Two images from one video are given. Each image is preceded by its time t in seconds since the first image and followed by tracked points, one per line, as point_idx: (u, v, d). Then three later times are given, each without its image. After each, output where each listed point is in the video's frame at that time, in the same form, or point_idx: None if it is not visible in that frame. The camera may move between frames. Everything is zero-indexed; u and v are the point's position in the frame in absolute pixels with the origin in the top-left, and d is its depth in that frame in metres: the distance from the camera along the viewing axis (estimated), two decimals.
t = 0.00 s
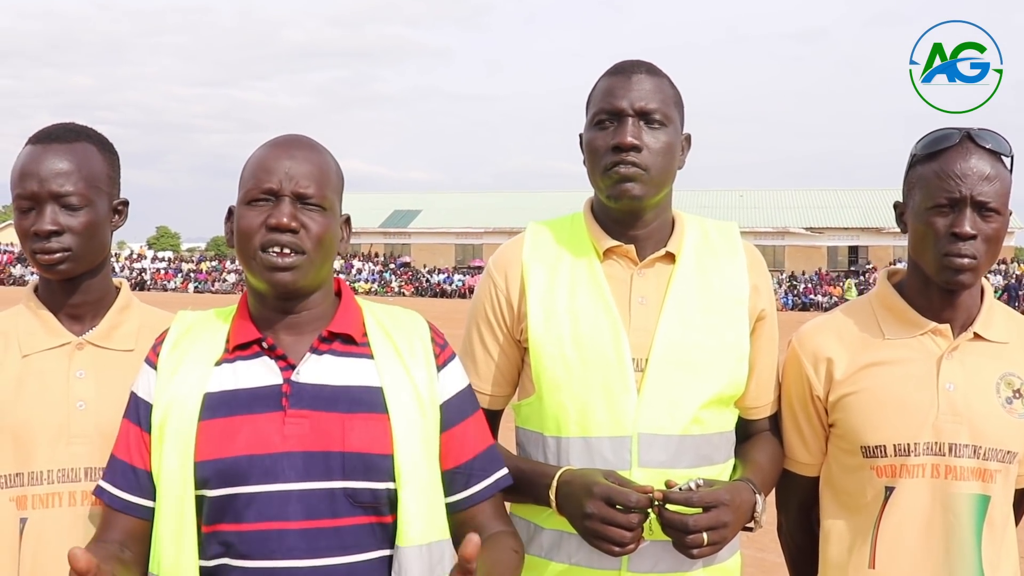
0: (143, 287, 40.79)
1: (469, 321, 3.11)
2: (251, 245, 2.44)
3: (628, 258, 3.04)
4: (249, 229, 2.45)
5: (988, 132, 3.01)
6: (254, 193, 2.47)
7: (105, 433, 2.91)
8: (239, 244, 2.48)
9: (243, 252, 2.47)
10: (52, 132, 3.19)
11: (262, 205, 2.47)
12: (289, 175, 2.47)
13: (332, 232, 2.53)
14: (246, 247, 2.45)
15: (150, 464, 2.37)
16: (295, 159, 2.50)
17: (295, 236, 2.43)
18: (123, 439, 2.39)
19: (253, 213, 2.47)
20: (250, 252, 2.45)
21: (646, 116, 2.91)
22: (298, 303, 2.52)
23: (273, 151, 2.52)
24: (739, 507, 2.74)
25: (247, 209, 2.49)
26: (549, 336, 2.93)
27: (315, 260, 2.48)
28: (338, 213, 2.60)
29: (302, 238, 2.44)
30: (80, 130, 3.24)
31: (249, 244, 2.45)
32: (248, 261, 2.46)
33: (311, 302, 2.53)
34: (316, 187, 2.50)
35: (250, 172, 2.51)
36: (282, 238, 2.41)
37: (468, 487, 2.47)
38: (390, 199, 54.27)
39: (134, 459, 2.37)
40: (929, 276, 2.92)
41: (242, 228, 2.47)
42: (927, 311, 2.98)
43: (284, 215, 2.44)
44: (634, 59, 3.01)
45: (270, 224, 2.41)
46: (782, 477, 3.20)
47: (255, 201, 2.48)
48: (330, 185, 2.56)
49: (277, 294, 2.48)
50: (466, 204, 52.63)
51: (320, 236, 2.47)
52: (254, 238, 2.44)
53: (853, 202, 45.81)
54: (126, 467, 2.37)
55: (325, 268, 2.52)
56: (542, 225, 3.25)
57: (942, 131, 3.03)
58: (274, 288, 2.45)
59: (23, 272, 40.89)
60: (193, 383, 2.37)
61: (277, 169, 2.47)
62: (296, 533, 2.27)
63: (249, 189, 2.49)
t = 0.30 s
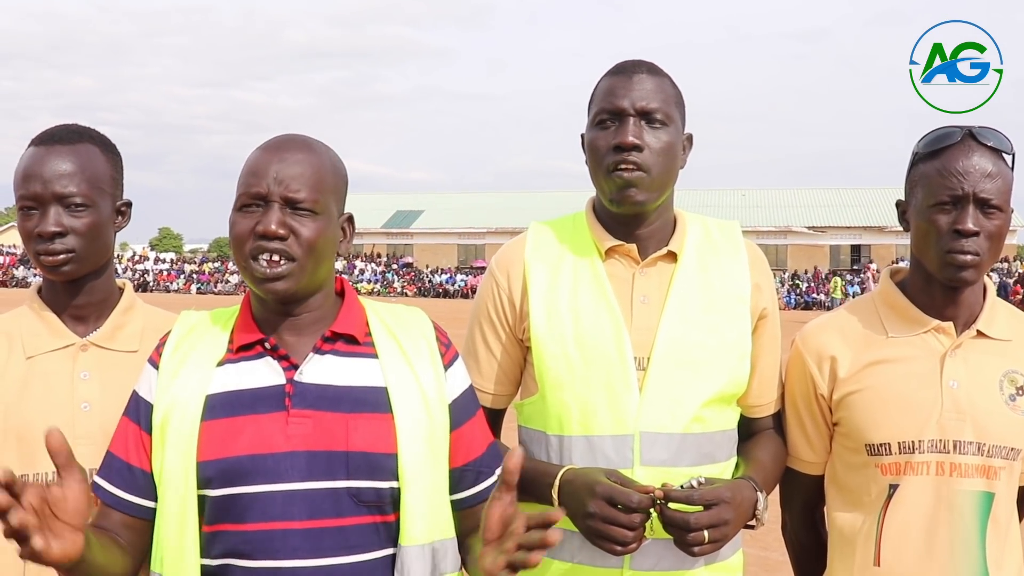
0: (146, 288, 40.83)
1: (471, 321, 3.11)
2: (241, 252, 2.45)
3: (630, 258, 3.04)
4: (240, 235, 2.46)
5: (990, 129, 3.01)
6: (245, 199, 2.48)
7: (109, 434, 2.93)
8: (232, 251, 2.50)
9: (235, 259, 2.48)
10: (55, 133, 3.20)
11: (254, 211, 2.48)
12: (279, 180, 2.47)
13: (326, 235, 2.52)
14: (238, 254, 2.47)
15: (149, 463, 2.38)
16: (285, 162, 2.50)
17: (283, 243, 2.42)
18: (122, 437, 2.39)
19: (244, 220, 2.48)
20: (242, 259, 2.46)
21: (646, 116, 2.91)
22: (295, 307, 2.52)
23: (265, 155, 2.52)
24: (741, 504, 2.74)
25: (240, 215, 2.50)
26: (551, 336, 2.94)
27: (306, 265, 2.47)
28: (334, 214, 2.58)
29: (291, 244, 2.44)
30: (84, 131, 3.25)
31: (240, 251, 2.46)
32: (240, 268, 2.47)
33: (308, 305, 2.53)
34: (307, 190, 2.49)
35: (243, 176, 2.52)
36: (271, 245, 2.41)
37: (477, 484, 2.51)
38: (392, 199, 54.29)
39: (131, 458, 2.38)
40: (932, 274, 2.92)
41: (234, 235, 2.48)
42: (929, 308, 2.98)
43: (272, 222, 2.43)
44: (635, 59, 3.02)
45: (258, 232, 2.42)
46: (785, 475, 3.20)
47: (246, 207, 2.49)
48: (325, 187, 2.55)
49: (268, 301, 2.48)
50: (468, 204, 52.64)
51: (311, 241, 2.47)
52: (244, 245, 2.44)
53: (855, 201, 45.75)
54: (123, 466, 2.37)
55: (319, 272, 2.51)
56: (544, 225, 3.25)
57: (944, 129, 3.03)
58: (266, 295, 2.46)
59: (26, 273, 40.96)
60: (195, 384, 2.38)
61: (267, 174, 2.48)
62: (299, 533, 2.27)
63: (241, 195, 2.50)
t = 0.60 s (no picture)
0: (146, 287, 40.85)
1: (473, 321, 3.11)
2: (241, 256, 2.47)
3: (632, 257, 3.04)
4: (239, 239, 2.48)
5: (993, 129, 3.01)
6: (243, 203, 2.49)
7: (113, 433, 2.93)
8: (234, 254, 2.52)
9: (236, 262, 2.50)
10: (60, 133, 3.20)
11: (252, 214, 2.49)
12: (275, 182, 2.47)
13: (325, 237, 2.51)
14: (238, 258, 2.48)
15: (151, 459, 2.39)
16: (283, 164, 2.50)
17: (280, 247, 2.43)
18: (126, 433, 2.40)
19: (243, 223, 2.49)
20: (242, 263, 2.47)
21: (648, 115, 2.92)
22: (298, 308, 2.52)
23: (263, 157, 2.52)
24: (742, 503, 2.74)
25: (239, 218, 2.51)
26: (553, 336, 2.94)
27: (304, 268, 2.47)
28: (334, 215, 2.57)
29: (288, 247, 2.44)
30: (89, 131, 3.26)
31: (239, 255, 2.47)
32: (240, 272, 2.49)
33: (309, 306, 2.53)
34: (305, 192, 2.49)
35: (242, 178, 2.53)
36: (268, 248, 2.42)
37: (482, 483, 2.51)
38: (393, 198, 54.29)
39: (132, 454, 2.39)
40: (935, 273, 2.92)
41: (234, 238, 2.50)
42: (932, 307, 2.98)
43: (270, 225, 2.44)
44: (637, 58, 3.02)
45: (255, 235, 2.42)
46: (787, 474, 3.20)
47: (245, 210, 2.50)
48: (325, 187, 2.54)
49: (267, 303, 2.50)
50: (469, 203, 52.63)
51: (310, 243, 2.46)
52: (243, 248, 2.46)
53: (856, 199, 45.72)
54: (123, 460, 2.38)
55: (319, 274, 2.51)
56: (546, 225, 3.26)
57: (947, 128, 3.03)
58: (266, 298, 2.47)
59: (27, 272, 40.98)
60: (199, 382, 2.38)
61: (264, 176, 2.48)
62: (301, 530, 2.27)
63: (239, 198, 2.51)
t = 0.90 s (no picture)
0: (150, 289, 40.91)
1: (479, 321, 3.11)
2: (260, 259, 2.45)
3: (637, 258, 3.04)
4: (257, 242, 2.46)
5: (1001, 130, 3.00)
6: (261, 206, 2.47)
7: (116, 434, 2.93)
8: (247, 256, 2.49)
9: (251, 266, 2.48)
10: (66, 133, 3.20)
11: (269, 218, 2.48)
12: (295, 187, 2.47)
13: (339, 240, 2.54)
14: (254, 261, 2.46)
15: (151, 461, 2.39)
16: (300, 168, 2.50)
17: (303, 250, 2.43)
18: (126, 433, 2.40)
19: (260, 226, 2.47)
20: (259, 266, 2.45)
21: (653, 116, 2.91)
22: (306, 311, 2.52)
23: (277, 159, 2.51)
24: (744, 502, 2.74)
25: (254, 221, 2.49)
26: (558, 337, 2.93)
27: (323, 271, 2.49)
28: (345, 219, 2.60)
29: (310, 252, 2.45)
30: (95, 131, 3.26)
31: (258, 258, 2.45)
32: (257, 275, 2.46)
33: (321, 310, 2.54)
34: (323, 196, 2.51)
35: (255, 180, 2.51)
36: (291, 253, 2.42)
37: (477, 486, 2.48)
38: (396, 200, 54.33)
39: (134, 458, 2.38)
40: (941, 274, 2.91)
41: (251, 241, 2.47)
42: (938, 309, 2.97)
43: (292, 229, 2.44)
44: (641, 59, 3.01)
45: (278, 239, 2.42)
46: (792, 475, 3.19)
47: (261, 213, 2.48)
48: (337, 190, 2.56)
49: (285, 306, 2.49)
50: (471, 205, 52.65)
51: (328, 247, 2.48)
52: (263, 252, 2.44)
53: (860, 201, 45.64)
54: (127, 466, 2.37)
55: (332, 277, 2.53)
56: (551, 226, 3.25)
57: (955, 130, 3.02)
58: (283, 302, 2.47)
59: (31, 273, 41.06)
60: (198, 381, 2.38)
61: (283, 180, 2.47)
62: (301, 531, 2.27)
63: (255, 201, 2.49)
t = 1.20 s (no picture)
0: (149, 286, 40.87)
1: (479, 319, 3.10)
2: (263, 244, 2.44)
3: (638, 255, 3.03)
4: (261, 228, 2.45)
5: (1003, 126, 2.99)
6: (265, 193, 2.47)
7: (117, 432, 2.92)
8: (250, 243, 2.48)
9: (255, 252, 2.47)
10: (65, 130, 3.19)
11: (273, 205, 2.47)
12: (300, 175, 2.47)
13: (343, 228, 2.54)
14: (258, 247, 2.45)
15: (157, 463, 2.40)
16: (304, 157, 2.50)
17: (308, 235, 2.43)
18: (135, 442, 2.40)
19: (264, 213, 2.46)
20: (263, 252, 2.45)
21: (653, 113, 2.90)
22: (307, 301, 2.51)
23: (281, 150, 2.51)
24: (747, 499, 2.73)
25: (258, 208, 2.48)
26: (559, 333, 2.92)
27: (327, 257, 2.48)
28: (347, 209, 2.59)
29: (315, 236, 2.44)
30: (94, 128, 3.25)
31: (262, 243, 2.44)
32: (261, 261, 2.45)
33: (324, 298, 2.53)
34: (326, 184, 2.50)
35: (259, 170, 2.50)
36: (296, 236, 2.42)
37: (476, 488, 2.50)
38: (395, 197, 54.30)
39: (141, 460, 2.39)
40: (942, 271, 2.90)
41: (254, 228, 2.46)
42: (939, 305, 2.96)
43: (296, 213, 2.44)
44: (641, 56, 3.01)
45: (282, 224, 2.41)
46: (794, 470, 3.19)
47: (265, 201, 2.48)
48: (339, 181, 2.56)
49: (288, 292, 2.48)
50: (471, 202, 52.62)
51: (332, 233, 2.48)
52: (267, 237, 2.43)
53: (859, 198, 45.62)
54: (133, 465, 2.40)
55: (335, 265, 2.53)
56: (552, 223, 3.25)
57: (957, 126, 3.01)
58: (287, 287, 2.46)
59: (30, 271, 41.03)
60: (197, 382, 2.37)
61: (287, 169, 2.47)
62: (303, 532, 2.26)
63: (259, 188, 2.48)
